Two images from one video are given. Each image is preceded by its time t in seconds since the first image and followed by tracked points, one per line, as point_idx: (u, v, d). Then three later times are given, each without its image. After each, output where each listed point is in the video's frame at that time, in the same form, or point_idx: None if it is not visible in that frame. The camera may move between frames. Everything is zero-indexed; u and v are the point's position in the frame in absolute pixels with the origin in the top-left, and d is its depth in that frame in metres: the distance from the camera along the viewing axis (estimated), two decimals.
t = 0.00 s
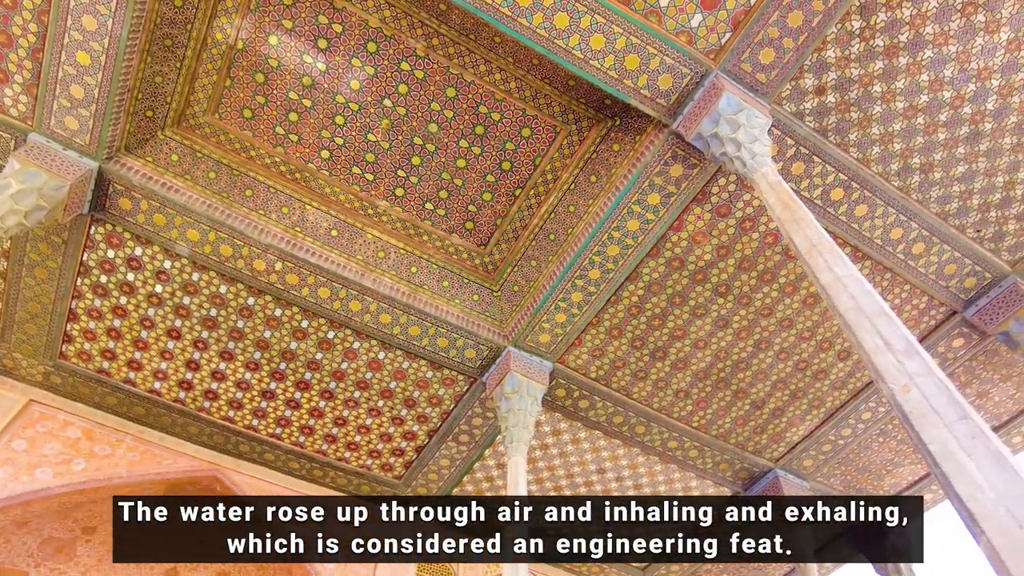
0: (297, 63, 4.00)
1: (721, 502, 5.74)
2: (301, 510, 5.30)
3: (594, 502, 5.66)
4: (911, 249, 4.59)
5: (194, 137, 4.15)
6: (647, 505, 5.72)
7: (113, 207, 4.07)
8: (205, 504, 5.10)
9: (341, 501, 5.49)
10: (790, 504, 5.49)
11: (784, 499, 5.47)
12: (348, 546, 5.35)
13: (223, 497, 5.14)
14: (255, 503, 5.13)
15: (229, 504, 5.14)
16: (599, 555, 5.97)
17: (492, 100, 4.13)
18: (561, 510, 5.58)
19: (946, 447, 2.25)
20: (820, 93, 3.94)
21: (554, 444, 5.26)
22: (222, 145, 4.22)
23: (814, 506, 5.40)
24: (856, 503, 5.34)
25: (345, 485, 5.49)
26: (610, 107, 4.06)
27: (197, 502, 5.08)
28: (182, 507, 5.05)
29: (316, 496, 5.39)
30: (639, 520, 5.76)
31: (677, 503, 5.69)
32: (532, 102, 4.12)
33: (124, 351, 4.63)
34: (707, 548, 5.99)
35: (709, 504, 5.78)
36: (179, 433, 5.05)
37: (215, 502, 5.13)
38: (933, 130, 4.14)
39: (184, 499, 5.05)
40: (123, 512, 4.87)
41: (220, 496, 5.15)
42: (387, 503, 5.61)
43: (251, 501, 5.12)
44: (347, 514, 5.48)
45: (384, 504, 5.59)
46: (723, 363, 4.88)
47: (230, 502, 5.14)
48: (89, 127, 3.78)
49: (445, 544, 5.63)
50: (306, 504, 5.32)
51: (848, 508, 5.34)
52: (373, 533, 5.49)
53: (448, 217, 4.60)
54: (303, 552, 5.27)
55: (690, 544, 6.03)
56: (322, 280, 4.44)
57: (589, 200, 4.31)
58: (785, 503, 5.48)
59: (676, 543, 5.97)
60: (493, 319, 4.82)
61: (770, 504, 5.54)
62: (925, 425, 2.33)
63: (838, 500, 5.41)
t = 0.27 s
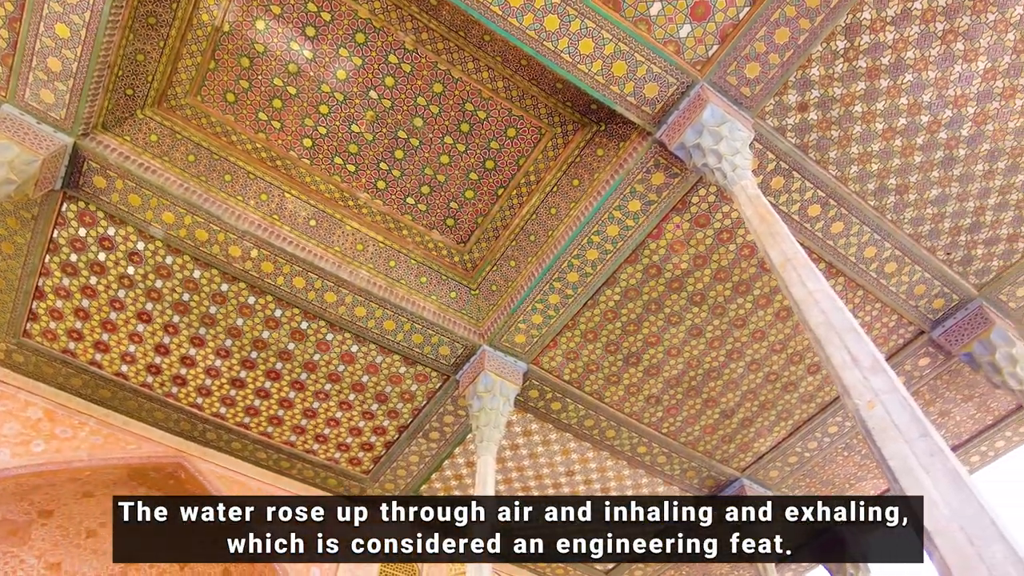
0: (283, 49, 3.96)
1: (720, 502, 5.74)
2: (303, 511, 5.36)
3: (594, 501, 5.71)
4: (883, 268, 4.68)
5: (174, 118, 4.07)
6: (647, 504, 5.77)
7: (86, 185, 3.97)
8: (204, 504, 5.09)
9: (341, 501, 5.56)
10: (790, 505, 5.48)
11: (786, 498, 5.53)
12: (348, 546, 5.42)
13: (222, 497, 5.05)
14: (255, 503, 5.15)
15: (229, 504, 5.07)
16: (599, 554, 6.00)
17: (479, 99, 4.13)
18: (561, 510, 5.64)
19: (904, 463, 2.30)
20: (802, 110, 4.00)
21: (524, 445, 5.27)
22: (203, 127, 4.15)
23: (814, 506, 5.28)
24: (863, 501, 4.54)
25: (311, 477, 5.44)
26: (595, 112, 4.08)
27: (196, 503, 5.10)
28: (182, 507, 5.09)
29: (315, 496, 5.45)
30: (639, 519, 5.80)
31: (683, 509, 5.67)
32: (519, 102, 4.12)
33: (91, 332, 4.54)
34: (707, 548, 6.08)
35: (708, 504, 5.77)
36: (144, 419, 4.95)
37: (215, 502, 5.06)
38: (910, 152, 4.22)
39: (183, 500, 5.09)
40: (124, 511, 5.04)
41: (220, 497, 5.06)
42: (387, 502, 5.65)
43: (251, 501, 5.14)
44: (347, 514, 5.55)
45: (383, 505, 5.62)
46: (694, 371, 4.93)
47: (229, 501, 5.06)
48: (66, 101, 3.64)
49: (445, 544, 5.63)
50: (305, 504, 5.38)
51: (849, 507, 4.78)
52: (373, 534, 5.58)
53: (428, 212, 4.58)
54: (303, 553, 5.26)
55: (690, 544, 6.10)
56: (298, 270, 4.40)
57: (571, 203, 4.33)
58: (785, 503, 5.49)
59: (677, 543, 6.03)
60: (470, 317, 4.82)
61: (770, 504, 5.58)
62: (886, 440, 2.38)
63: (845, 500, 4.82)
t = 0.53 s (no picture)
0: (271, 36, 3.91)
1: (722, 502, 5.69)
2: (302, 511, 5.44)
3: (594, 501, 5.75)
4: (858, 284, 4.75)
5: (156, 100, 4.00)
6: (646, 504, 5.77)
7: (62, 163, 3.88)
8: (204, 505, 5.03)
9: (340, 501, 5.67)
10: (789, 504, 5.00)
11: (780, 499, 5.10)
12: (348, 546, 5.55)
13: (221, 497, 5.05)
14: (255, 503, 5.21)
15: (228, 503, 5.08)
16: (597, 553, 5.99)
17: (468, 96, 4.12)
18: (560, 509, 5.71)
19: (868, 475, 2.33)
20: (786, 124, 4.05)
21: (498, 444, 5.28)
22: (186, 110, 4.09)
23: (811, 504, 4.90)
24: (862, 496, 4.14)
25: (281, 469, 5.38)
26: (583, 116, 4.09)
27: (195, 503, 5.01)
28: (182, 507, 5.03)
29: (314, 497, 5.57)
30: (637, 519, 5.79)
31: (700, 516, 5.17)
32: (507, 102, 4.12)
33: (61, 313, 4.44)
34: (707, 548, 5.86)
35: (708, 505, 5.69)
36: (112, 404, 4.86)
37: (215, 502, 5.04)
38: (889, 171, 4.29)
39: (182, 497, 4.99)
40: (124, 511, 5.09)
41: (220, 497, 5.06)
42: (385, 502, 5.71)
43: (252, 501, 5.19)
44: (345, 514, 5.65)
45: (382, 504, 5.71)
46: (670, 378, 4.97)
47: (229, 502, 5.08)
48: (45, 77, 3.55)
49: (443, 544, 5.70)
50: (305, 504, 5.47)
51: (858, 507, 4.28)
52: (373, 534, 5.70)
53: (412, 207, 4.56)
54: (303, 553, 5.39)
55: (690, 544, 5.95)
56: (276, 259, 4.35)
57: (554, 205, 4.34)
58: (785, 503, 5.43)
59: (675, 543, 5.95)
60: (448, 314, 4.82)
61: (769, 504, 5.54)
62: (852, 453, 2.41)
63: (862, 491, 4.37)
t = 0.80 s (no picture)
0: (261, 23, 3.87)
1: (722, 502, 5.71)
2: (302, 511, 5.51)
3: (594, 501, 5.76)
4: (836, 296, 4.82)
5: (141, 82, 3.93)
6: (647, 505, 5.77)
7: (40, 141, 3.79)
8: (205, 505, 5.00)
9: (340, 501, 5.72)
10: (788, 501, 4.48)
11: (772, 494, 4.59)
12: (348, 546, 5.63)
13: (222, 497, 5.08)
14: (255, 503, 5.27)
15: (228, 502, 5.11)
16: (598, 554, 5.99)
17: (457, 93, 4.11)
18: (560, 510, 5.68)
19: (835, 486, 2.36)
20: (771, 135, 4.10)
21: (473, 442, 5.28)
22: (170, 94, 4.02)
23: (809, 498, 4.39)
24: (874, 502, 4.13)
25: (254, 461, 5.33)
26: (571, 118, 4.10)
27: (197, 503, 4.95)
28: (181, 507, 4.92)
29: (316, 497, 5.64)
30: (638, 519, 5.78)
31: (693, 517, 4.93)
32: (496, 101, 4.12)
33: (33, 294, 4.35)
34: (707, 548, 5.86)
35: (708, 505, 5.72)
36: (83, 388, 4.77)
37: (215, 502, 5.04)
38: (870, 187, 4.35)
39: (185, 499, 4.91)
40: (124, 510, 5.08)
41: (219, 497, 5.07)
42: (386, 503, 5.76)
43: (252, 501, 5.25)
44: (344, 514, 5.71)
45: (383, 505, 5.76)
46: (647, 382, 5.00)
47: (229, 501, 5.12)
48: (26, 52, 3.50)
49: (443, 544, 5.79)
50: (305, 504, 5.54)
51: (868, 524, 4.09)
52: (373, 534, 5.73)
53: (396, 202, 4.54)
54: (302, 552, 5.44)
55: (690, 544, 5.87)
56: (256, 249, 4.31)
57: (539, 206, 4.35)
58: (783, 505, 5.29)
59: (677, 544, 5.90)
60: (429, 310, 4.81)
61: (770, 504, 5.42)
62: (822, 464, 2.44)
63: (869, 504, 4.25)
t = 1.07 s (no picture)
0: (251, 10, 3.83)
1: (721, 502, 5.79)
2: (302, 512, 5.59)
3: (593, 501, 5.76)
4: (815, 308, 4.88)
5: (126, 64, 3.87)
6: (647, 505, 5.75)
7: (19, 120, 3.71)
8: (205, 505, 5.06)
9: (340, 502, 5.74)
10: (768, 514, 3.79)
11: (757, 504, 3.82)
12: (347, 546, 5.73)
13: (222, 497, 5.15)
14: (255, 504, 5.36)
15: (228, 503, 5.20)
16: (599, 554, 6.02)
17: (447, 90, 4.10)
18: (560, 509, 5.75)
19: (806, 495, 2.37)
20: (757, 146, 4.13)
21: (450, 441, 5.27)
22: (156, 77, 3.96)
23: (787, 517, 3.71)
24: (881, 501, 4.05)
25: (227, 453, 5.27)
26: (560, 120, 4.11)
27: (197, 503, 5.00)
28: (182, 507, 4.92)
29: (316, 497, 5.68)
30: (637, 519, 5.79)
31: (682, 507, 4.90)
32: (486, 100, 4.12)
33: (7, 276, 4.26)
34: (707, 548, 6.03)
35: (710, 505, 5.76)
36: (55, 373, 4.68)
37: (216, 502, 5.11)
38: (852, 201, 4.41)
39: (184, 499, 4.94)
40: (123, 511, 4.96)
41: (220, 497, 5.14)
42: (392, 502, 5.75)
43: (251, 501, 5.34)
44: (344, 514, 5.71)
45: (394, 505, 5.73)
46: (626, 386, 5.03)
47: (229, 502, 5.20)
48: (7, 28, 3.43)
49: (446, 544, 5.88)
50: (305, 504, 5.61)
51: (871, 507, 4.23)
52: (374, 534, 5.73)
53: (382, 196, 4.52)
54: (303, 552, 5.59)
55: (691, 544, 6.00)
56: (238, 238, 4.27)
57: (525, 207, 4.35)
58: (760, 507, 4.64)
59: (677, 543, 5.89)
60: (410, 307, 4.80)
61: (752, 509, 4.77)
62: (793, 472, 2.46)
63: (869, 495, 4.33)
